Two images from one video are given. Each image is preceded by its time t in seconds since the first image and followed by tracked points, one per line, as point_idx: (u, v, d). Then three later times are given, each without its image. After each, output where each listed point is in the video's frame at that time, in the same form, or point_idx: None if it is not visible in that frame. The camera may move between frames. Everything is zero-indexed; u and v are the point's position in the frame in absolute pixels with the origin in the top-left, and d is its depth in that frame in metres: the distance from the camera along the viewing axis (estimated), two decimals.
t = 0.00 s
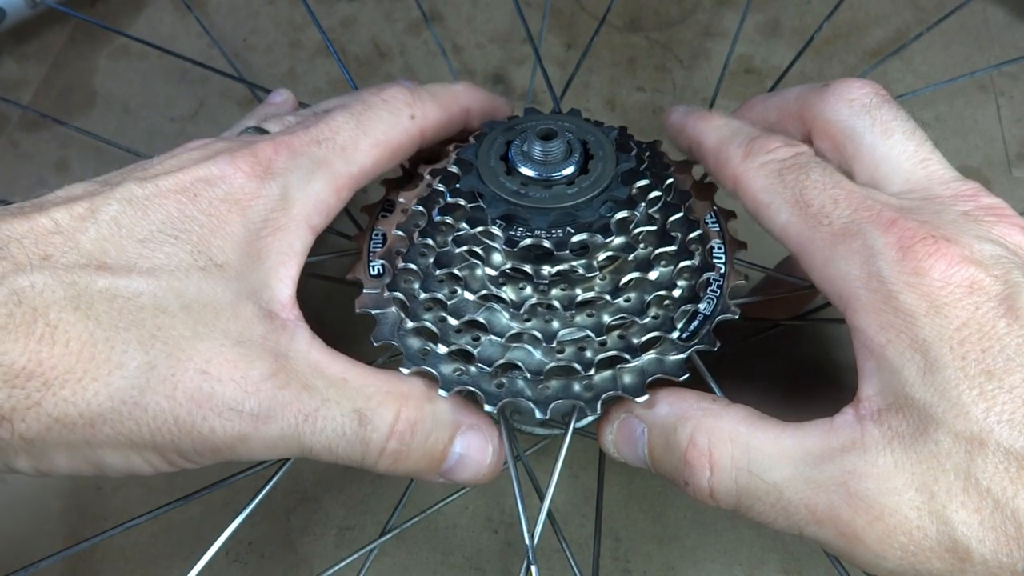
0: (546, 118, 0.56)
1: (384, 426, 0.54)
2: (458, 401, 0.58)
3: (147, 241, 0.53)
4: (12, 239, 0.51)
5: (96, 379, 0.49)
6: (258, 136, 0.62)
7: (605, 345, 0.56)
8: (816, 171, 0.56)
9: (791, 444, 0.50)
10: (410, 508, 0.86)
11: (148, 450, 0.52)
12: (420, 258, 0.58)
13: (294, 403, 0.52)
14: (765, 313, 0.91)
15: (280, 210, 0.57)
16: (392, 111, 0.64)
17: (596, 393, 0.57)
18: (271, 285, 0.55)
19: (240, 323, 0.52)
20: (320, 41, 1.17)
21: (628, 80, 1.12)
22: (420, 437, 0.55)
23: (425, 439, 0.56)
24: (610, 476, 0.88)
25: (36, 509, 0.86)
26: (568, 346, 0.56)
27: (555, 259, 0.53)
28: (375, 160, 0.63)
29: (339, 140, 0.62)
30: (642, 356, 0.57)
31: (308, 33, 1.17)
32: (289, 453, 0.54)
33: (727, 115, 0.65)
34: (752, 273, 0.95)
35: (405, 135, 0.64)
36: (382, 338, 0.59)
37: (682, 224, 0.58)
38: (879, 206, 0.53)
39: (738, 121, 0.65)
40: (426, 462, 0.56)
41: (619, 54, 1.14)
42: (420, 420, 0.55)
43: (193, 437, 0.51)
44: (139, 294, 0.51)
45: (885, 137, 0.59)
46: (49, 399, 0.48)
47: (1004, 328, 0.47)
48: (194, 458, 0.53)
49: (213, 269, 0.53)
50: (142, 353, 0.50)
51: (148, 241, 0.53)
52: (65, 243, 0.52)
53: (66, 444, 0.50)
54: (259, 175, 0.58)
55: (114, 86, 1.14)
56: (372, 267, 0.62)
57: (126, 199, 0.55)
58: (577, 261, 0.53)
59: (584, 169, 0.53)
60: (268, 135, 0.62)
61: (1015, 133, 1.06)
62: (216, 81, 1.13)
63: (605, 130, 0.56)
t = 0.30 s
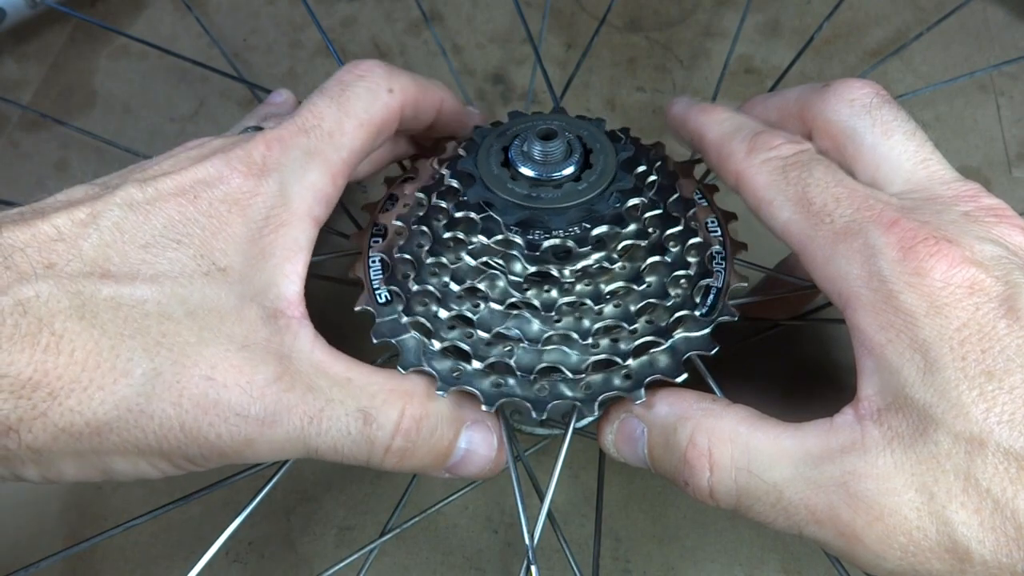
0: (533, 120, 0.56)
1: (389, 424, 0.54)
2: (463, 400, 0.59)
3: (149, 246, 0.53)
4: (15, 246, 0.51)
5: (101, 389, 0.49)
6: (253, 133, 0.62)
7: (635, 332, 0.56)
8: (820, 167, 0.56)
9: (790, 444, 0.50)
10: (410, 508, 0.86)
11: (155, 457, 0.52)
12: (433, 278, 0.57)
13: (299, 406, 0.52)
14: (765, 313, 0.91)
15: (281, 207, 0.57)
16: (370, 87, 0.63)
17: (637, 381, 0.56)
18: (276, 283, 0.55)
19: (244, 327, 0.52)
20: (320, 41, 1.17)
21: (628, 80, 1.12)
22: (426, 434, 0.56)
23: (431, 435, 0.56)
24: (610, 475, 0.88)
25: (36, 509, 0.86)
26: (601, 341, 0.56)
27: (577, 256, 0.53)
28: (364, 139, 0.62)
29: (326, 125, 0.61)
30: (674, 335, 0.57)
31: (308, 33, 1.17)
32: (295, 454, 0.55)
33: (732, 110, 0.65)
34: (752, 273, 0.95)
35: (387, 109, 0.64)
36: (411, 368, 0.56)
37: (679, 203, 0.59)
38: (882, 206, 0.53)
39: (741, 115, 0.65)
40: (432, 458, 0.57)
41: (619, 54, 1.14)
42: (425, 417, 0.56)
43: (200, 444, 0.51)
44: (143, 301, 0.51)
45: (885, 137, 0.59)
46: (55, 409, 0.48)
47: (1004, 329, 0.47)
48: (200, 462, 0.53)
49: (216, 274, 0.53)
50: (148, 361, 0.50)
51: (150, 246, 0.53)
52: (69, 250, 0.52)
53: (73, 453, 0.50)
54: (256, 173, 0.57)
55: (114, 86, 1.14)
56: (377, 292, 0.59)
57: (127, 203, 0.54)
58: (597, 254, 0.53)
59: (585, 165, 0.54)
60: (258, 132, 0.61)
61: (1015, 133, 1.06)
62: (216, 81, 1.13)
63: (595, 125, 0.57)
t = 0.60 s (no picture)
0: (531, 120, 0.56)
1: (393, 428, 0.55)
2: (466, 400, 0.58)
3: (153, 259, 0.52)
4: (17, 259, 0.50)
5: (103, 402, 0.49)
6: (264, 143, 0.62)
7: (637, 332, 0.56)
8: (816, 169, 0.56)
9: (790, 444, 0.50)
10: (410, 508, 0.86)
11: (158, 467, 0.52)
12: (433, 279, 0.57)
13: (302, 413, 0.53)
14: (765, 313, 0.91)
15: (286, 223, 0.57)
16: (401, 121, 0.64)
17: (638, 381, 0.56)
18: (274, 296, 0.55)
19: (244, 338, 0.53)
20: (320, 41, 1.17)
21: (628, 80, 1.12)
22: (430, 436, 0.57)
23: (435, 437, 0.57)
24: (610, 475, 0.88)
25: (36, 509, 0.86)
26: (603, 341, 0.56)
27: (577, 256, 0.53)
28: (384, 171, 0.63)
29: (348, 152, 0.61)
30: (674, 335, 0.57)
31: (308, 33, 1.17)
32: (296, 462, 0.55)
33: (728, 115, 0.65)
34: (752, 273, 0.95)
35: (413, 145, 0.64)
36: (412, 368, 0.56)
37: (679, 202, 0.59)
38: (878, 206, 0.53)
39: (739, 120, 0.65)
40: (437, 459, 0.58)
41: (619, 54, 1.14)
42: (428, 420, 0.56)
43: (201, 453, 0.52)
44: (145, 312, 0.51)
45: (885, 137, 0.59)
46: (58, 423, 0.48)
47: (1002, 328, 0.47)
48: (203, 472, 0.53)
49: (219, 284, 0.53)
50: (149, 373, 0.50)
51: (154, 259, 0.53)
52: (72, 262, 0.51)
53: (76, 465, 0.50)
54: (265, 187, 0.57)
55: (114, 86, 1.14)
56: (377, 292, 0.60)
57: (131, 214, 0.54)
58: (597, 253, 0.53)
59: (585, 164, 0.54)
60: (271, 144, 0.61)
61: (1015, 133, 1.06)
62: (216, 81, 1.13)
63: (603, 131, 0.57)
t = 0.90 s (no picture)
0: (531, 120, 0.56)
1: (375, 407, 0.53)
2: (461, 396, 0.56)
3: (136, 231, 0.54)
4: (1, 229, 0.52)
5: (84, 369, 0.50)
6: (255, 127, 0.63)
7: (635, 332, 0.56)
8: (815, 174, 0.56)
9: (792, 434, 0.50)
10: (410, 508, 0.86)
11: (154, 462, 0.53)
12: (432, 277, 0.57)
13: (289, 389, 0.52)
14: (765, 313, 0.91)
15: (270, 202, 0.58)
16: (395, 114, 0.64)
17: (637, 380, 0.56)
18: (260, 275, 0.55)
19: (228, 313, 0.53)
20: (320, 41, 1.17)
21: (628, 80, 1.11)
22: (411, 421, 0.54)
23: (416, 423, 0.54)
24: (610, 476, 0.88)
25: (36, 508, 0.86)
26: (602, 341, 0.56)
27: (576, 256, 0.53)
28: (374, 159, 0.63)
29: (336, 137, 0.62)
30: (674, 336, 0.57)
31: (308, 33, 1.17)
32: (286, 442, 0.54)
33: (723, 122, 0.65)
34: (752, 273, 0.95)
35: (407, 137, 0.64)
36: (412, 368, 0.56)
37: (679, 203, 0.59)
38: (877, 209, 0.53)
39: (733, 126, 0.64)
40: (415, 451, 0.55)
41: (619, 54, 1.14)
42: (411, 402, 0.54)
43: (188, 427, 0.52)
44: (128, 284, 0.52)
45: (885, 140, 0.59)
46: (34, 389, 0.49)
47: (1002, 331, 0.47)
48: (186, 450, 0.53)
49: (201, 260, 0.54)
50: (132, 341, 0.51)
51: (136, 230, 0.54)
52: (53, 234, 0.53)
53: (56, 434, 0.51)
54: (250, 166, 0.58)
55: (114, 86, 1.14)
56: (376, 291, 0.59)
57: (116, 188, 0.56)
58: (596, 254, 0.53)
59: (585, 164, 0.54)
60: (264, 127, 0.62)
61: (1015, 133, 1.06)
62: (216, 81, 1.13)
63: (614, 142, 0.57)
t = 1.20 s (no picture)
0: (534, 121, 0.56)
1: (375, 410, 0.53)
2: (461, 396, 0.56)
3: (138, 231, 0.54)
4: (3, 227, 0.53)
5: (84, 368, 0.50)
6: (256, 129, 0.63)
7: (634, 334, 0.56)
8: (817, 172, 0.56)
9: (791, 436, 0.50)
10: (410, 508, 0.86)
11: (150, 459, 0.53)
12: (431, 277, 0.57)
13: (288, 390, 0.52)
14: (766, 313, 0.91)
15: (273, 203, 0.58)
16: (394, 114, 0.65)
17: (634, 381, 0.56)
18: (263, 277, 0.56)
19: (230, 313, 0.53)
20: (320, 41, 1.17)
21: (628, 80, 1.12)
22: (413, 423, 0.54)
23: (417, 426, 0.54)
24: (610, 476, 0.88)
25: (36, 508, 0.86)
26: (600, 342, 0.56)
27: (574, 257, 0.53)
28: (375, 161, 0.63)
29: (338, 138, 0.62)
30: (672, 337, 0.57)
31: (308, 33, 1.17)
32: (287, 443, 0.54)
33: (725, 120, 0.65)
34: (752, 273, 0.95)
35: (407, 139, 0.65)
36: (410, 367, 0.56)
37: (679, 204, 0.59)
38: (879, 208, 0.53)
39: (736, 125, 0.64)
40: (417, 451, 0.55)
41: (619, 54, 1.14)
42: (413, 403, 0.54)
43: (188, 427, 0.52)
44: (129, 283, 0.52)
45: (885, 139, 0.59)
46: (35, 388, 0.50)
47: (1004, 329, 0.48)
48: (185, 449, 0.53)
49: (204, 259, 0.54)
50: (132, 342, 0.51)
51: (139, 230, 0.54)
52: (55, 232, 0.53)
53: (54, 434, 0.51)
54: (253, 166, 0.58)
55: (114, 86, 1.14)
56: (376, 291, 0.59)
57: (119, 188, 0.56)
58: (595, 255, 0.53)
59: (585, 165, 0.54)
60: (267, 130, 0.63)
61: (1015, 133, 1.06)
62: (216, 81, 1.13)
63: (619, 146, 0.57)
